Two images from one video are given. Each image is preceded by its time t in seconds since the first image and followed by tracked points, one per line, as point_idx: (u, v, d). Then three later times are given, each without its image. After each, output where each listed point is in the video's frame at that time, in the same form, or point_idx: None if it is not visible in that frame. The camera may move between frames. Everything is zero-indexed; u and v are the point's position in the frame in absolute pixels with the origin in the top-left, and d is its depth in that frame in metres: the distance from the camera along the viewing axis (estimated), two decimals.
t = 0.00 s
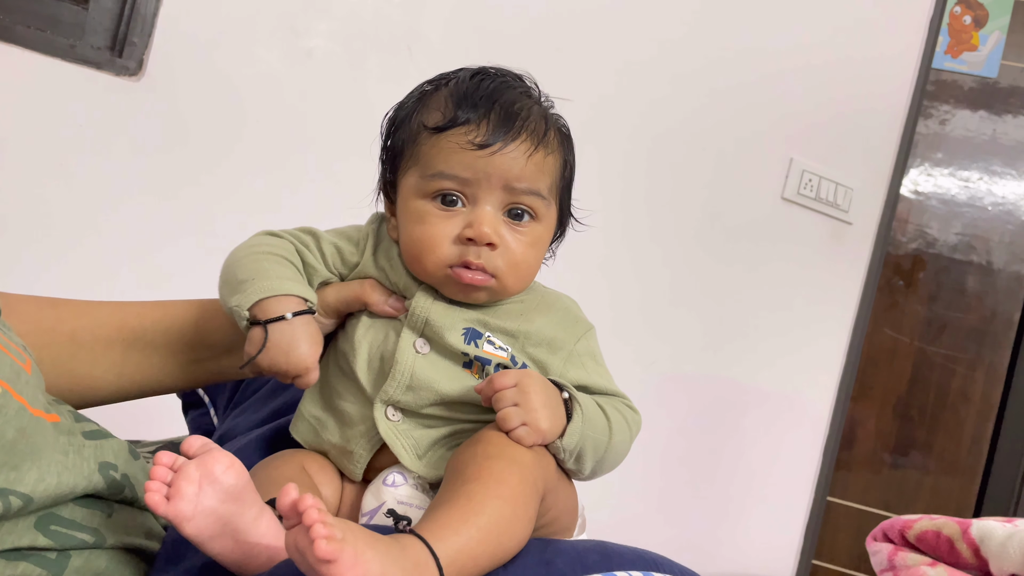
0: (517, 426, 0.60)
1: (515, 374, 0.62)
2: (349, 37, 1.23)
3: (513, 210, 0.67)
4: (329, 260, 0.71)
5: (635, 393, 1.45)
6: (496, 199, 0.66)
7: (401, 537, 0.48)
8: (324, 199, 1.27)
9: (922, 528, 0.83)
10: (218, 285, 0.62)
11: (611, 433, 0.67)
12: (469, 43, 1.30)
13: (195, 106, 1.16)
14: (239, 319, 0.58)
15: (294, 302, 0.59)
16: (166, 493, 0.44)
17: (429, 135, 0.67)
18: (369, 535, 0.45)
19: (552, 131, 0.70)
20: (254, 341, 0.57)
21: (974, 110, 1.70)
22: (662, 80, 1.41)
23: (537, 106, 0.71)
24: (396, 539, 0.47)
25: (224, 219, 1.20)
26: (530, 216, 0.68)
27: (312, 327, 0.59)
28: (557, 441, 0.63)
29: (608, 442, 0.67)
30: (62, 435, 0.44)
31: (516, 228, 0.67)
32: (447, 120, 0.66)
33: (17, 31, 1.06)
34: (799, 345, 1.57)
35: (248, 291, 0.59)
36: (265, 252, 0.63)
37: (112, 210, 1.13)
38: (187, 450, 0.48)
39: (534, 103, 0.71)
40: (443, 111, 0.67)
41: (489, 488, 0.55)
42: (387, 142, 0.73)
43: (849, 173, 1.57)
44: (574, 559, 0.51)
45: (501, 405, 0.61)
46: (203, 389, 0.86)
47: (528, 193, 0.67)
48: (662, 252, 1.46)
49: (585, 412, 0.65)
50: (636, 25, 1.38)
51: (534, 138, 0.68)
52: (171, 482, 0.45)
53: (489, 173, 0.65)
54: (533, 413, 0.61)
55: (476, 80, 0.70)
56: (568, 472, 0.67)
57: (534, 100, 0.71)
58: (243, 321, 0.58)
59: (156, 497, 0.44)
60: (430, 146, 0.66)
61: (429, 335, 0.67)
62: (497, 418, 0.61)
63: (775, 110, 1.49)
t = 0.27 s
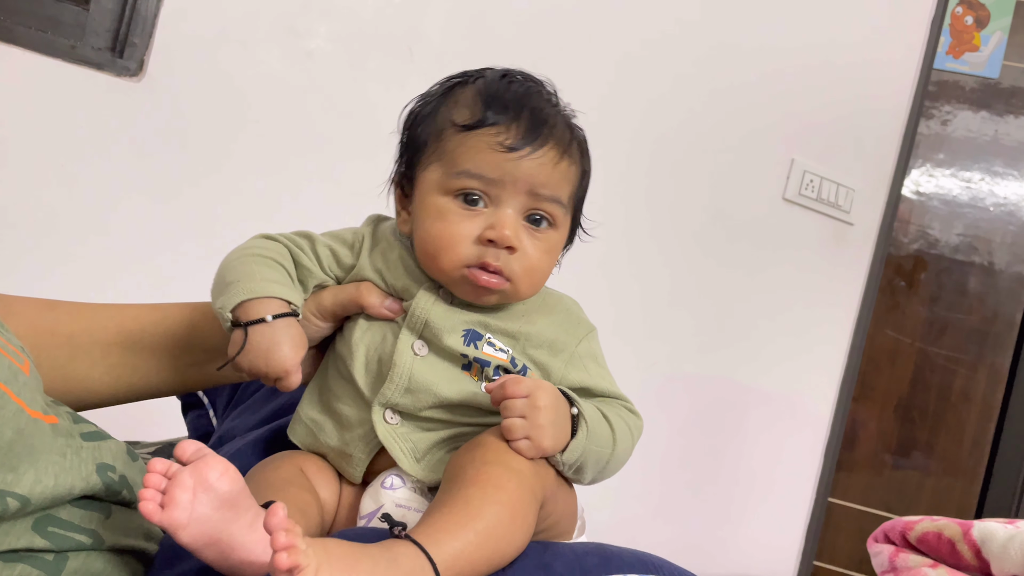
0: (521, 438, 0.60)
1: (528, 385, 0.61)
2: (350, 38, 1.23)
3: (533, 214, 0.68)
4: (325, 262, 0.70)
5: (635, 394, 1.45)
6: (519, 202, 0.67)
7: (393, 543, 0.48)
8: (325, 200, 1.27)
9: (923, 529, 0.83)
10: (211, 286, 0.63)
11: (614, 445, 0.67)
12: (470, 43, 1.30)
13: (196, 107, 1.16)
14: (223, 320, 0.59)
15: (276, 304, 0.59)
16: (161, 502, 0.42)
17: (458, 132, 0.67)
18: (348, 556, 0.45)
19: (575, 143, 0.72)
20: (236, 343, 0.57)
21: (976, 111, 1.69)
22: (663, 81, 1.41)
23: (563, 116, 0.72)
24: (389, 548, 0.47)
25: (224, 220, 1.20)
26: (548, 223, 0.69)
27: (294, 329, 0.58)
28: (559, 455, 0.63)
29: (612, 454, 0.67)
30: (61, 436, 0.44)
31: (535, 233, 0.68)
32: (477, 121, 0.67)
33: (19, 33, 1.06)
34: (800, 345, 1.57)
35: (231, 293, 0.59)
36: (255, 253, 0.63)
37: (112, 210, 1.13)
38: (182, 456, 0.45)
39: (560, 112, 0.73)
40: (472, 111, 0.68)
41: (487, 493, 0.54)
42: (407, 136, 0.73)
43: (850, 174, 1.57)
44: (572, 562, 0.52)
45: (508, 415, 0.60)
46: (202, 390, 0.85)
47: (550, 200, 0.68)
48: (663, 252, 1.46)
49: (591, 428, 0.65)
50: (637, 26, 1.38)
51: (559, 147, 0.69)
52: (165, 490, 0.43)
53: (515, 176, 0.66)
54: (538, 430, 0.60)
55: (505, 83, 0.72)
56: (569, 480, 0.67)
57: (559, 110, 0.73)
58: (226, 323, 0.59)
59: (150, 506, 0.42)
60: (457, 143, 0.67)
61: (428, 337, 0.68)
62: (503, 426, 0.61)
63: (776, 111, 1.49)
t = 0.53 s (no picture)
0: (524, 442, 0.60)
1: (533, 390, 0.61)
2: (350, 39, 1.23)
3: (558, 230, 0.69)
4: (335, 260, 0.70)
5: (634, 396, 1.45)
6: (548, 215, 0.68)
7: (395, 547, 0.48)
8: (325, 201, 1.27)
9: (923, 532, 0.83)
10: (224, 278, 0.63)
11: (615, 453, 0.68)
12: (470, 45, 1.30)
13: (196, 108, 1.16)
14: (236, 312, 0.59)
15: (291, 296, 0.59)
16: (156, 513, 0.42)
17: (501, 137, 0.69)
18: (350, 559, 0.45)
19: (606, 170, 0.74)
20: (250, 333, 0.57)
21: (976, 112, 1.69)
22: (663, 82, 1.41)
23: (600, 143, 0.75)
24: (389, 551, 0.47)
25: (224, 221, 1.20)
26: (570, 241, 0.71)
27: (308, 321, 0.59)
28: (561, 461, 0.63)
29: (612, 462, 0.67)
30: (60, 442, 0.44)
31: (557, 248, 0.69)
32: (521, 130, 0.69)
33: (19, 34, 1.06)
34: (800, 347, 1.57)
35: (247, 283, 0.59)
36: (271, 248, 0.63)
37: (112, 211, 1.13)
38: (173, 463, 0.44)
39: (597, 139, 0.75)
40: (518, 120, 0.70)
41: (488, 496, 0.54)
42: (448, 132, 0.74)
43: (850, 175, 1.57)
44: (571, 565, 0.52)
45: (512, 417, 0.60)
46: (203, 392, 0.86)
47: (577, 220, 0.70)
48: (663, 254, 1.46)
49: (594, 433, 0.65)
50: (637, 27, 1.38)
51: (593, 171, 0.71)
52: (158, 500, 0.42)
53: (549, 190, 0.68)
54: (542, 433, 0.60)
55: (551, 101, 0.74)
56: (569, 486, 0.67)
57: (597, 137, 0.75)
58: (240, 314, 0.59)
59: (143, 517, 0.41)
60: (500, 147, 0.68)
61: (438, 336, 0.68)
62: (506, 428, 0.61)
63: (776, 113, 1.49)
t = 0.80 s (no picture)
0: (519, 432, 0.60)
1: (523, 381, 0.62)
2: (351, 39, 1.23)
3: (556, 228, 0.70)
4: (334, 258, 0.70)
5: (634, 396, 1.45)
6: (547, 213, 0.68)
7: (392, 546, 0.48)
8: (326, 201, 1.27)
9: (922, 532, 0.83)
10: (226, 273, 0.63)
11: (609, 446, 0.68)
12: (471, 45, 1.30)
13: (198, 108, 1.16)
14: (238, 305, 0.59)
15: (293, 290, 0.60)
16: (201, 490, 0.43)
17: (502, 136, 0.70)
18: (343, 558, 0.45)
19: (604, 172, 0.75)
20: (251, 325, 0.57)
21: (976, 113, 1.69)
22: (664, 83, 1.41)
23: (598, 145, 0.76)
24: (387, 551, 0.47)
25: (224, 221, 1.20)
26: (568, 240, 0.71)
27: (309, 317, 0.59)
28: (556, 451, 0.63)
29: (607, 455, 0.67)
30: (60, 439, 0.45)
31: (555, 245, 0.69)
32: (522, 129, 0.70)
33: (21, 33, 1.06)
34: (800, 347, 1.57)
35: (251, 277, 0.60)
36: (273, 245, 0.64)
37: (113, 211, 1.13)
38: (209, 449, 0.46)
39: (596, 141, 0.76)
40: (519, 120, 0.71)
41: (485, 494, 0.54)
42: (448, 132, 0.75)
43: (851, 176, 1.57)
44: (569, 563, 0.52)
45: (504, 409, 0.61)
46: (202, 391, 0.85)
47: (575, 218, 0.70)
48: (663, 254, 1.46)
49: (588, 424, 0.66)
50: (637, 27, 1.38)
51: (592, 171, 0.72)
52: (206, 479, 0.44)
53: (549, 187, 0.68)
54: (535, 420, 0.61)
55: (551, 104, 0.74)
56: (564, 482, 0.67)
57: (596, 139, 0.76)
58: (242, 308, 0.59)
59: (198, 488, 0.43)
60: (501, 145, 0.69)
61: (435, 331, 0.68)
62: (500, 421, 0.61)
63: (776, 113, 1.49)
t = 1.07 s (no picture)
0: (529, 432, 0.60)
1: (538, 381, 0.62)
2: (352, 38, 1.24)
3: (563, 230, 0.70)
4: (339, 256, 0.70)
5: (635, 395, 1.45)
6: (555, 215, 0.68)
7: (396, 537, 0.48)
8: (327, 199, 1.27)
9: (923, 531, 0.83)
10: (230, 270, 0.63)
11: (615, 447, 0.68)
12: (472, 44, 1.30)
13: (199, 106, 1.16)
14: (244, 301, 0.59)
15: (299, 287, 0.60)
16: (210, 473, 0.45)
17: (513, 137, 0.69)
18: (343, 547, 0.45)
19: (613, 176, 0.75)
20: (256, 322, 0.57)
21: (976, 114, 1.70)
22: (664, 82, 1.41)
23: (608, 149, 0.75)
24: (391, 542, 0.47)
25: (226, 219, 1.20)
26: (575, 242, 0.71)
27: (314, 314, 0.59)
28: (562, 453, 0.63)
29: (612, 456, 0.67)
30: (64, 433, 0.45)
31: (561, 247, 0.69)
32: (533, 131, 0.70)
33: (22, 31, 1.06)
34: (801, 347, 1.57)
35: (257, 274, 0.60)
36: (278, 241, 0.64)
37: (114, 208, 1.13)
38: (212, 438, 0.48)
39: (605, 145, 0.75)
40: (530, 122, 0.71)
41: (490, 487, 0.55)
42: (459, 131, 0.75)
43: (851, 176, 1.57)
44: (572, 558, 0.52)
45: (517, 408, 0.61)
46: (204, 388, 0.85)
47: (582, 222, 0.70)
48: (663, 253, 1.46)
49: (596, 427, 0.66)
50: (638, 27, 1.38)
51: (601, 175, 0.72)
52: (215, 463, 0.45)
53: (558, 190, 0.68)
54: (546, 422, 0.61)
55: (562, 106, 0.74)
56: (569, 481, 0.67)
57: (605, 143, 0.76)
58: (248, 304, 0.59)
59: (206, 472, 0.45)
60: (511, 146, 0.69)
61: (441, 329, 0.68)
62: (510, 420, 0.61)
63: (776, 113, 1.49)
